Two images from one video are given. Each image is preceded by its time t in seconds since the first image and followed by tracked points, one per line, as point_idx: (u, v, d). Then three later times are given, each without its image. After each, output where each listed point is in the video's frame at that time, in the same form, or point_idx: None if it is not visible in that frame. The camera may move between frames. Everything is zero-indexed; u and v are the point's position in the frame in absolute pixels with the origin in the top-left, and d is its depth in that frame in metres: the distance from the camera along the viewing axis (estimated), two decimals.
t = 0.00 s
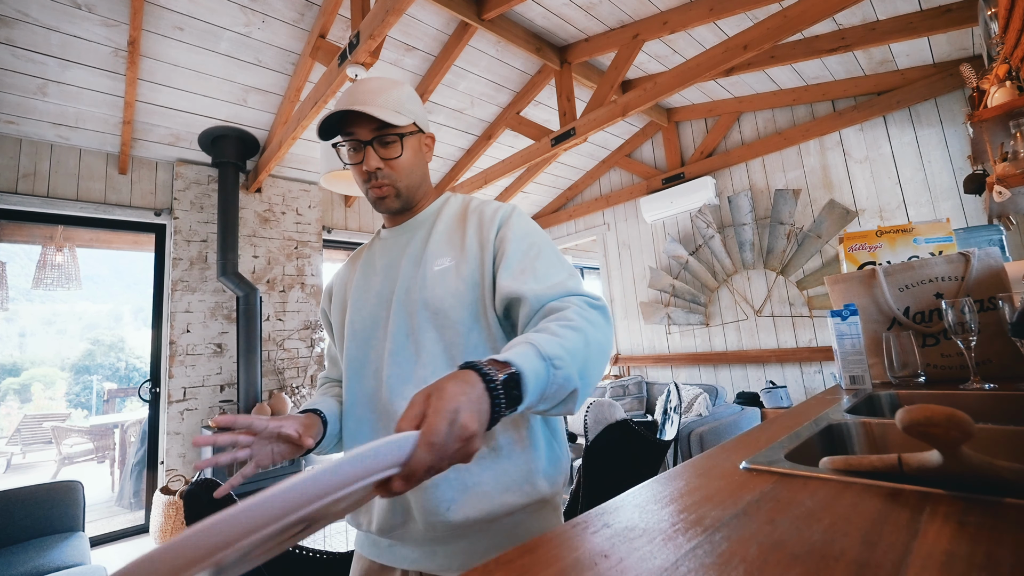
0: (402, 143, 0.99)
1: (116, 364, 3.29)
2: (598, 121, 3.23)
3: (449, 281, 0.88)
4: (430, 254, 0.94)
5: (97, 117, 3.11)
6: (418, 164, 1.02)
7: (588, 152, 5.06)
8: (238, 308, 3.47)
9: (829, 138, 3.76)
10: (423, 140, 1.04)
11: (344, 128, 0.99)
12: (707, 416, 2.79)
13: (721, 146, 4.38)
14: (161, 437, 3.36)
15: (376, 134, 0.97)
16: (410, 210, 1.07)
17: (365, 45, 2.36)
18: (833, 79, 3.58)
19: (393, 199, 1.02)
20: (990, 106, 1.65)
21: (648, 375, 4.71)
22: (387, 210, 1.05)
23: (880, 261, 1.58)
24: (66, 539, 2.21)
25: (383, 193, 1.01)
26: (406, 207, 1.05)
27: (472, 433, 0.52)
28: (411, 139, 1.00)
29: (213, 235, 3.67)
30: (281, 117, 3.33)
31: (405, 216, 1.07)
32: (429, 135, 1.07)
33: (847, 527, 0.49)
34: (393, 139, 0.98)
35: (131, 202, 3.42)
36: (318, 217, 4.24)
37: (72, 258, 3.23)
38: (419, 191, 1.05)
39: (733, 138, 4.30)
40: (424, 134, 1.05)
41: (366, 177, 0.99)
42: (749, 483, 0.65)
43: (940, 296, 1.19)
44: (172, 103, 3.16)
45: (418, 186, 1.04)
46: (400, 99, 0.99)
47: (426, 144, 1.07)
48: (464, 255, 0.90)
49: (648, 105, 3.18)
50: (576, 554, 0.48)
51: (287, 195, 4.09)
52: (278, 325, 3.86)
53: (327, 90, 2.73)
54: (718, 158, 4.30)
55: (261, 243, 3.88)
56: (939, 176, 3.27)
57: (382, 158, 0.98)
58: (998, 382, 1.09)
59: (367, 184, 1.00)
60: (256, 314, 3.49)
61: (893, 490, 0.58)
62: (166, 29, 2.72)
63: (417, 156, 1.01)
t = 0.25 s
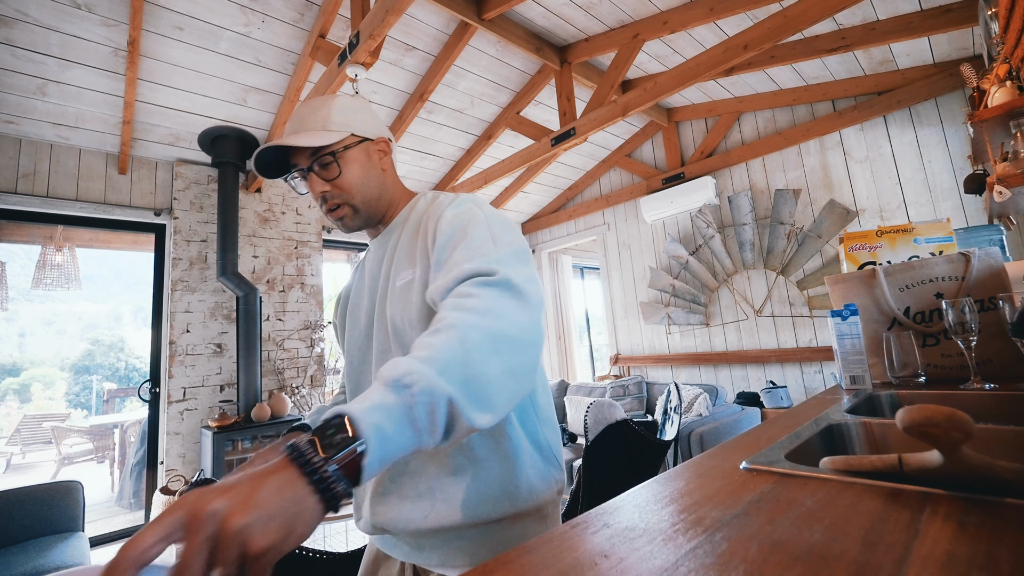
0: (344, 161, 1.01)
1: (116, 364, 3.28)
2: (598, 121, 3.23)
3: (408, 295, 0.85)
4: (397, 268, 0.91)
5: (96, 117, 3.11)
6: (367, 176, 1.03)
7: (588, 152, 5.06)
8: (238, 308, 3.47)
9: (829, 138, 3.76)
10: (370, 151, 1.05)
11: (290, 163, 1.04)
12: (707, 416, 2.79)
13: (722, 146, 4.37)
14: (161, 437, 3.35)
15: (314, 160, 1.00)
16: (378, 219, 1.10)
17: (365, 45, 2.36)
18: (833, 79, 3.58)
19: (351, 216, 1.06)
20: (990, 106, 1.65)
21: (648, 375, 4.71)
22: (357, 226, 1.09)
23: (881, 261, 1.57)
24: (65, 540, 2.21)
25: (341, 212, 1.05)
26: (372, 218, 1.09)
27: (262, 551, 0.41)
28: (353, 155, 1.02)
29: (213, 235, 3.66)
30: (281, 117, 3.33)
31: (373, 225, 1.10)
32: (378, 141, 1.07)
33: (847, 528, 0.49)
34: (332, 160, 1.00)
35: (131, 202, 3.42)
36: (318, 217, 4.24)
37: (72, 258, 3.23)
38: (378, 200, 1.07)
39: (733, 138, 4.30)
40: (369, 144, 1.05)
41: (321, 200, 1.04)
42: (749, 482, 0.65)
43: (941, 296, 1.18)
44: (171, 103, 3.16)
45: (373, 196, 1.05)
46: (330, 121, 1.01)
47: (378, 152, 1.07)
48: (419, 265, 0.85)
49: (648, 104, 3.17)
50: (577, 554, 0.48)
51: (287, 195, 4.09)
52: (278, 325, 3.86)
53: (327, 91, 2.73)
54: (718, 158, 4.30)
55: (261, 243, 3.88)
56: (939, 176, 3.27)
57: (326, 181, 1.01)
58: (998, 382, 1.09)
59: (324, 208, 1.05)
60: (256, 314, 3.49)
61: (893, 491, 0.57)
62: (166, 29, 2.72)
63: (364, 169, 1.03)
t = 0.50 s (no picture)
0: (255, 222, 0.75)
1: (115, 364, 3.28)
2: (598, 121, 3.23)
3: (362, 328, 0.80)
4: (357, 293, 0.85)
5: (96, 117, 3.11)
6: (290, 235, 0.77)
7: (588, 152, 5.06)
8: (238, 308, 3.47)
9: (829, 138, 3.76)
10: (290, 200, 0.78)
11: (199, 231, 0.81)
12: (707, 416, 2.79)
13: (722, 146, 4.37)
14: (161, 437, 3.35)
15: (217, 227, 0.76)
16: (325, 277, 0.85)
17: (365, 45, 2.36)
18: (833, 79, 3.58)
19: (287, 283, 0.83)
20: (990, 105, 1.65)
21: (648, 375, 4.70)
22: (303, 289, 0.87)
23: (881, 261, 1.57)
24: (64, 540, 2.21)
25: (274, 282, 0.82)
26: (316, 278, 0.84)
27: None
28: (265, 212, 0.75)
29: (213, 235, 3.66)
30: (281, 117, 3.33)
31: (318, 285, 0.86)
32: (299, 182, 0.78)
33: (848, 528, 0.49)
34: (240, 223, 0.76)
35: (131, 202, 3.42)
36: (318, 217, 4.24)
37: (71, 257, 3.23)
38: (315, 258, 0.81)
39: (733, 138, 4.30)
40: (287, 191, 0.78)
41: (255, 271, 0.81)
42: (749, 483, 0.65)
43: (941, 296, 1.18)
44: (171, 103, 3.16)
45: (305, 256, 0.80)
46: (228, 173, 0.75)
47: (303, 195, 0.79)
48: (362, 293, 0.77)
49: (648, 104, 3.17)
50: (577, 554, 0.48)
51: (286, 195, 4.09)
52: (278, 325, 3.86)
53: (326, 91, 2.73)
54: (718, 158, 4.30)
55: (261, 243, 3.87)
56: (939, 176, 3.27)
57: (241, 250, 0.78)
58: (999, 382, 1.08)
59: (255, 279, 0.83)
60: (256, 314, 3.49)
61: (893, 491, 0.57)
62: (166, 29, 2.72)
63: (285, 225, 0.76)
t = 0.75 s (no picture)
0: (194, 356, 0.77)
1: (115, 364, 3.28)
2: (598, 121, 3.22)
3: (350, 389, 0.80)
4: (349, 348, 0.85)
5: (95, 117, 3.11)
6: (234, 359, 0.78)
7: (588, 152, 5.06)
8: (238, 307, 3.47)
9: (829, 137, 3.76)
10: (227, 319, 0.79)
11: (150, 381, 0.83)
12: (707, 416, 2.79)
13: (722, 146, 4.37)
14: (160, 437, 3.35)
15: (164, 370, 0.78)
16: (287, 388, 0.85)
17: (365, 44, 2.35)
18: (833, 79, 3.58)
19: (248, 408, 0.83)
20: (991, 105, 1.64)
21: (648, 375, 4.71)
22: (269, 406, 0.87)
23: (881, 261, 1.57)
24: (64, 540, 2.20)
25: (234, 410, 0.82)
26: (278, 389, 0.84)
27: None
28: (203, 342, 0.77)
29: (212, 235, 3.65)
30: (280, 117, 3.32)
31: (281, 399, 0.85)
32: (232, 298, 0.80)
33: (848, 529, 0.49)
34: (185, 360, 0.78)
35: (130, 202, 3.42)
36: (317, 217, 4.24)
37: (71, 258, 3.22)
38: (268, 374, 0.81)
39: (733, 138, 4.30)
40: (222, 311, 0.79)
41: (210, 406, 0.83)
42: (749, 483, 0.65)
43: (941, 296, 1.18)
44: (171, 102, 3.16)
45: (256, 375, 0.80)
46: (155, 314, 0.77)
47: (240, 310, 0.80)
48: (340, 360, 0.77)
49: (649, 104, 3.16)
50: (577, 554, 0.48)
51: (286, 195, 4.09)
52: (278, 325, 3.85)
53: (326, 91, 2.73)
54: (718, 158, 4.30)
55: (260, 243, 3.87)
56: (940, 176, 3.27)
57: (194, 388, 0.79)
58: (1000, 383, 1.08)
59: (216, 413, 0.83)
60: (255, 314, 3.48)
61: (894, 492, 0.57)
62: (166, 28, 2.72)
63: (225, 350, 0.77)
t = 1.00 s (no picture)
0: (168, 443, 0.77)
1: (115, 364, 3.28)
2: (598, 121, 3.22)
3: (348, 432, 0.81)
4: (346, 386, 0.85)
5: (95, 117, 3.11)
6: (214, 438, 0.78)
7: (588, 152, 5.06)
8: (238, 308, 3.46)
9: (830, 137, 3.76)
10: (202, 397, 0.79)
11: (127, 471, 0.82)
12: (707, 416, 2.79)
13: (722, 146, 4.37)
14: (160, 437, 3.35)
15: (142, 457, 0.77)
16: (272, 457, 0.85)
17: (365, 44, 2.35)
18: (834, 79, 3.58)
19: (235, 483, 0.83)
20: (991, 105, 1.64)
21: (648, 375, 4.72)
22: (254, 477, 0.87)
23: (882, 261, 1.57)
24: (63, 540, 2.20)
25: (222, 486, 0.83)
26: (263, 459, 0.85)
27: None
28: (178, 425, 0.76)
29: (212, 235, 3.65)
30: (280, 117, 3.32)
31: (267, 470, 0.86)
32: (205, 374, 0.80)
33: (848, 529, 0.49)
34: (163, 445, 0.77)
35: (130, 202, 3.41)
36: (317, 217, 4.23)
37: (71, 258, 3.22)
38: (251, 448, 0.82)
39: (733, 138, 4.30)
40: (195, 389, 0.79)
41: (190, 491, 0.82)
42: (749, 483, 0.65)
43: (942, 296, 1.18)
44: (171, 102, 3.16)
45: (239, 452, 0.80)
46: (122, 403, 0.76)
47: (214, 386, 0.80)
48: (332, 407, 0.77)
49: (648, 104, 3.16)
50: (577, 554, 0.48)
51: (286, 195, 4.08)
52: (277, 325, 3.85)
53: (325, 91, 2.73)
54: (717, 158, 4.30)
55: (260, 243, 3.87)
56: (940, 176, 3.27)
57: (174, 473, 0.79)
58: (1000, 383, 1.08)
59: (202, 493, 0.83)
60: (255, 314, 3.48)
61: (894, 492, 0.57)
62: (165, 28, 2.71)
63: (201, 432, 0.77)
